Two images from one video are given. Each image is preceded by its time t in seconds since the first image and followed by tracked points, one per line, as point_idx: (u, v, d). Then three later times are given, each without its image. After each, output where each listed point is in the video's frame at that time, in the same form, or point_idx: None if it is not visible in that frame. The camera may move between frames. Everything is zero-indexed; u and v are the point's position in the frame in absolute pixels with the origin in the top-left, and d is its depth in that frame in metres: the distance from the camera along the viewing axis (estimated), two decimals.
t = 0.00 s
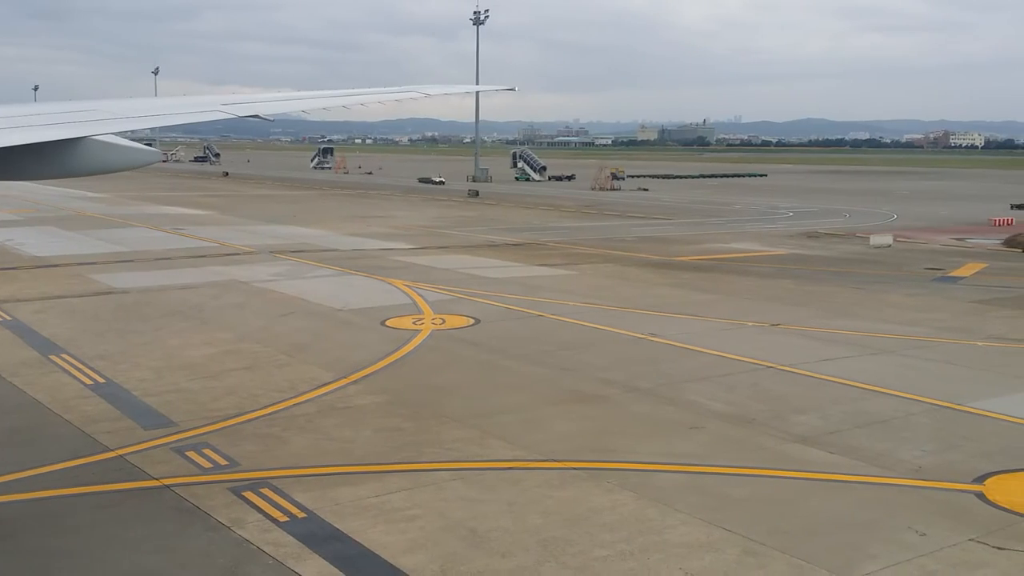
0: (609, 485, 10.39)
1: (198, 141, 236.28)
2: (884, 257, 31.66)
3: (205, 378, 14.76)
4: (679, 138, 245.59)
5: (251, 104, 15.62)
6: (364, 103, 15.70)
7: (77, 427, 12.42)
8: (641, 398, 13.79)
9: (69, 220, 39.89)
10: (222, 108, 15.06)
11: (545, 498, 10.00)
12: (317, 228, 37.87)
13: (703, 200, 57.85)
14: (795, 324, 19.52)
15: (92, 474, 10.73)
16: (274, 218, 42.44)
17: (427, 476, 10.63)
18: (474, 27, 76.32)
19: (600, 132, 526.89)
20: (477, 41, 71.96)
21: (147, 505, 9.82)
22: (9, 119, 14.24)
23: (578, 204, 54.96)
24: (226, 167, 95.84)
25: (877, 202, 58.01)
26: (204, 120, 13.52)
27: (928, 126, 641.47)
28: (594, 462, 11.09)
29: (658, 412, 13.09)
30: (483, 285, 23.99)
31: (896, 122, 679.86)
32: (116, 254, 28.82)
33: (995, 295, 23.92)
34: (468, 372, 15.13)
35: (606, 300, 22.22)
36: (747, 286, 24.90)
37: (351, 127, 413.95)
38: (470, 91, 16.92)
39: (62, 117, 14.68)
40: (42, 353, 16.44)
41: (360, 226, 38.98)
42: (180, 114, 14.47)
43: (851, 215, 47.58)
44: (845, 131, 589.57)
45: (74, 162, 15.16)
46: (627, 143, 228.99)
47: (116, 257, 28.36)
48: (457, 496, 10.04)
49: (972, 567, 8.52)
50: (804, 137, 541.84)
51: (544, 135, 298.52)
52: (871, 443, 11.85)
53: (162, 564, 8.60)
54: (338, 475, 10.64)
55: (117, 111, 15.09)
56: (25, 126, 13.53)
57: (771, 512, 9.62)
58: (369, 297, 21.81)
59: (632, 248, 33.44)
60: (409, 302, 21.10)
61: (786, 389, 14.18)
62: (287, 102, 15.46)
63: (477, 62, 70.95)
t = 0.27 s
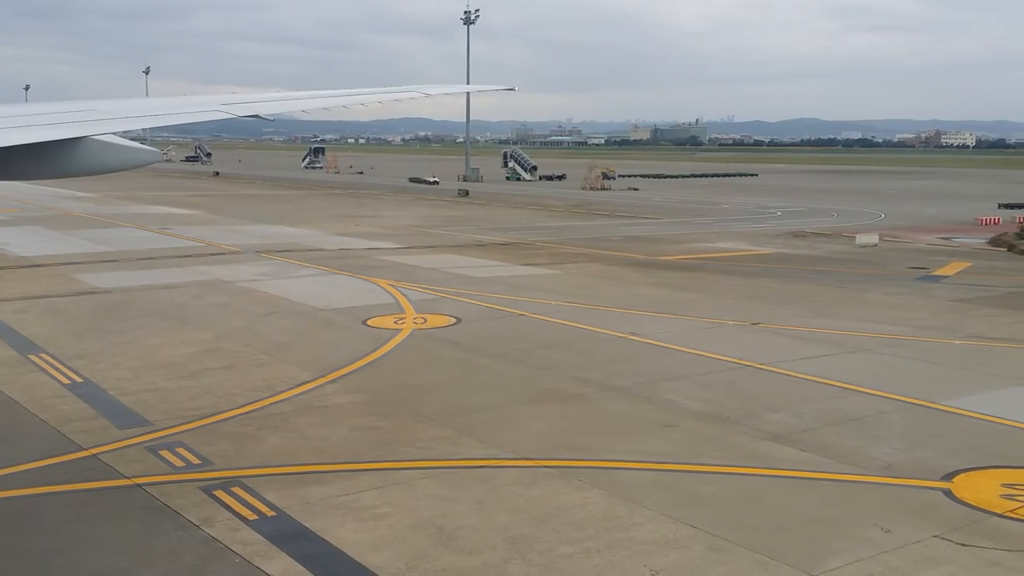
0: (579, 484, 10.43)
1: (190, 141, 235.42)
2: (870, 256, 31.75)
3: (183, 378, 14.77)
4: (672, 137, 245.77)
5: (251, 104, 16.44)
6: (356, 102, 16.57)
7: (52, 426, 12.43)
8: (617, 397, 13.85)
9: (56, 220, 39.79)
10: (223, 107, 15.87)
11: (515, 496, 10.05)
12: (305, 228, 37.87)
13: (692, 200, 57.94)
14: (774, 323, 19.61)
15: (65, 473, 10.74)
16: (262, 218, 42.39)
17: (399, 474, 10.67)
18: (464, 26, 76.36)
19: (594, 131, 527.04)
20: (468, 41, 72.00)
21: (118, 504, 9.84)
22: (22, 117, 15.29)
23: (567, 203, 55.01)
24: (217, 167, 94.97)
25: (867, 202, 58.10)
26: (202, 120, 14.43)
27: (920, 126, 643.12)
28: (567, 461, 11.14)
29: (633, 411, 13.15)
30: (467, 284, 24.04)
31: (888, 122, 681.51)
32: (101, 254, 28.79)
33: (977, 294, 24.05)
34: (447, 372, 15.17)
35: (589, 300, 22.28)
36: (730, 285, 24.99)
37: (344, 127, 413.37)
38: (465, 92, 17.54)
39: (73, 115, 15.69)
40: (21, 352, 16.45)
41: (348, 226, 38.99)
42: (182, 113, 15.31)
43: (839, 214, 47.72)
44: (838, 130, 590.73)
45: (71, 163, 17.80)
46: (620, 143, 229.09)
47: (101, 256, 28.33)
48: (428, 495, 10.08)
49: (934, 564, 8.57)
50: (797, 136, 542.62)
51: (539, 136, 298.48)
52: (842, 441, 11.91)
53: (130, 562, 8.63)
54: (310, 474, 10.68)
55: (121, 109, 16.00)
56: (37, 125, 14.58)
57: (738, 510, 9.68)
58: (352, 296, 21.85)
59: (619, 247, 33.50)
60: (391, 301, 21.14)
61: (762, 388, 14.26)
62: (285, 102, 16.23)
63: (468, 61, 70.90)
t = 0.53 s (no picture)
0: (550, 482, 10.47)
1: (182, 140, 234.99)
2: (854, 256, 31.87)
3: (160, 378, 14.77)
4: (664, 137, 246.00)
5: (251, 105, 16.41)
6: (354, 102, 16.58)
7: (27, 426, 12.42)
8: (592, 395, 13.90)
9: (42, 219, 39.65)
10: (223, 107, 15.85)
11: (485, 494, 10.09)
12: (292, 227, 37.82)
13: (681, 199, 58.06)
14: (754, 321, 19.69)
15: (36, 472, 10.74)
16: (250, 217, 42.33)
17: (370, 473, 10.70)
18: (455, 26, 76.36)
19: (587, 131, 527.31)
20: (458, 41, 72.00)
21: (88, 503, 9.86)
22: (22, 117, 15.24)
23: (556, 203, 55.04)
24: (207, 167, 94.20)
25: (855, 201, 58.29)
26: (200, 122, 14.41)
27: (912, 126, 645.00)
28: (538, 459, 11.19)
29: (608, 409, 13.19)
30: (451, 284, 24.06)
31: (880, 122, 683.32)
32: (85, 254, 28.71)
33: (958, 293, 24.16)
34: (424, 370, 15.20)
35: (572, 299, 22.32)
36: (714, 284, 25.06)
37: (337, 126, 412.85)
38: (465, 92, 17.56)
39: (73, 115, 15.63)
40: None
41: (335, 225, 38.99)
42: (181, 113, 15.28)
43: (827, 214, 47.85)
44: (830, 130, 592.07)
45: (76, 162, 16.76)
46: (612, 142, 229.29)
47: (85, 256, 28.25)
48: (398, 493, 10.11)
49: (897, 559, 8.64)
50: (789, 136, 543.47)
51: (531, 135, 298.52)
52: (814, 439, 11.97)
53: (97, 559, 8.64)
54: (281, 473, 10.70)
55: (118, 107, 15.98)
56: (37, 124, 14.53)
57: (705, 507, 9.74)
58: (335, 295, 21.85)
59: (605, 247, 33.54)
60: (373, 301, 21.15)
61: (737, 386, 14.32)
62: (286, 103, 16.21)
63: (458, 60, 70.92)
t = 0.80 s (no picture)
0: (520, 481, 10.54)
1: (173, 140, 234.63)
2: (838, 256, 32.03)
3: (137, 377, 14.79)
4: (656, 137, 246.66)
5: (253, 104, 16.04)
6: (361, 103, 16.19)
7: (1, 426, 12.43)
8: (568, 394, 13.97)
9: (29, 220, 39.59)
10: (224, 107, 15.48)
11: (455, 493, 10.14)
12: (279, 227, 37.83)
13: (670, 199, 58.23)
14: (734, 321, 19.79)
15: (8, 472, 10.76)
16: (238, 217, 42.32)
17: (342, 472, 10.74)
18: (445, 26, 76.45)
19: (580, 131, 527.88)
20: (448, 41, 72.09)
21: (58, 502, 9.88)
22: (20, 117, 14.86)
23: (545, 203, 55.13)
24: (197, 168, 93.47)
25: (843, 201, 58.52)
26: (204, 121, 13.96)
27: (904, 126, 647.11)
28: (510, 458, 11.25)
29: (583, 408, 13.26)
30: (434, 283, 24.13)
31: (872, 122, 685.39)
32: (70, 254, 28.68)
33: (938, 292, 24.33)
34: (402, 370, 15.25)
35: (554, 299, 22.39)
36: (697, 284, 25.17)
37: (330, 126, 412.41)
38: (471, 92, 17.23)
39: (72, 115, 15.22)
40: None
41: (323, 225, 39.02)
42: (182, 113, 14.91)
43: (814, 214, 48.03)
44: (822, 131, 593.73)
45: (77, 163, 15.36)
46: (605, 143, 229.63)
47: (70, 256, 28.22)
48: (369, 492, 10.15)
49: (859, 556, 8.72)
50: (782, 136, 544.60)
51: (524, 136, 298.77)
52: (785, 438, 12.06)
53: (65, 558, 8.67)
54: (253, 472, 10.74)
55: (120, 109, 15.53)
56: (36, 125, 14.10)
57: (673, 506, 9.81)
58: (317, 295, 21.88)
59: (590, 246, 33.65)
60: (356, 301, 21.19)
61: (712, 386, 14.41)
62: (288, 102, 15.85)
63: (448, 61, 70.99)
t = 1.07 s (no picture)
0: (491, 479, 10.56)
1: (165, 140, 234.21)
2: (824, 255, 32.13)
3: (114, 377, 14.77)
4: (649, 137, 246.95)
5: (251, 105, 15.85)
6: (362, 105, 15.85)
7: None
8: (545, 393, 13.99)
9: (15, 219, 39.47)
10: (222, 107, 15.29)
11: (425, 491, 10.15)
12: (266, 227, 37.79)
13: (659, 199, 58.34)
14: (715, 321, 19.83)
15: None
16: (225, 217, 42.27)
17: (313, 471, 10.76)
18: (436, 26, 76.43)
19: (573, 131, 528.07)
20: (439, 41, 72.12)
21: (27, 501, 9.87)
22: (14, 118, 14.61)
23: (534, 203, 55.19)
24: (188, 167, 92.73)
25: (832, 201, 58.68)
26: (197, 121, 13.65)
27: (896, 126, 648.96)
28: (482, 456, 11.27)
29: (558, 407, 13.30)
30: (418, 283, 24.14)
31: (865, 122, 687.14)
32: (55, 254, 28.61)
33: (920, 291, 24.44)
34: (380, 369, 15.26)
35: (537, 298, 22.42)
36: (680, 284, 25.24)
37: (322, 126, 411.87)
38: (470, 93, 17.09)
39: (68, 116, 15.00)
40: None
41: (310, 225, 39.00)
42: (179, 114, 14.71)
43: (801, 213, 48.20)
44: (815, 130, 594.98)
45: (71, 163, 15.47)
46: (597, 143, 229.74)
47: (54, 256, 28.15)
48: (338, 491, 10.17)
49: (823, 553, 8.75)
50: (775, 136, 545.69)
51: (517, 136, 298.80)
52: (758, 437, 12.10)
53: (30, 557, 8.67)
54: (224, 472, 10.75)
55: (116, 111, 15.23)
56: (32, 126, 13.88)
57: (642, 504, 9.84)
58: (300, 295, 21.88)
59: (577, 246, 33.69)
60: (338, 300, 21.19)
61: (689, 384, 14.45)
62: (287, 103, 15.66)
63: (439, 61, 70.98)
